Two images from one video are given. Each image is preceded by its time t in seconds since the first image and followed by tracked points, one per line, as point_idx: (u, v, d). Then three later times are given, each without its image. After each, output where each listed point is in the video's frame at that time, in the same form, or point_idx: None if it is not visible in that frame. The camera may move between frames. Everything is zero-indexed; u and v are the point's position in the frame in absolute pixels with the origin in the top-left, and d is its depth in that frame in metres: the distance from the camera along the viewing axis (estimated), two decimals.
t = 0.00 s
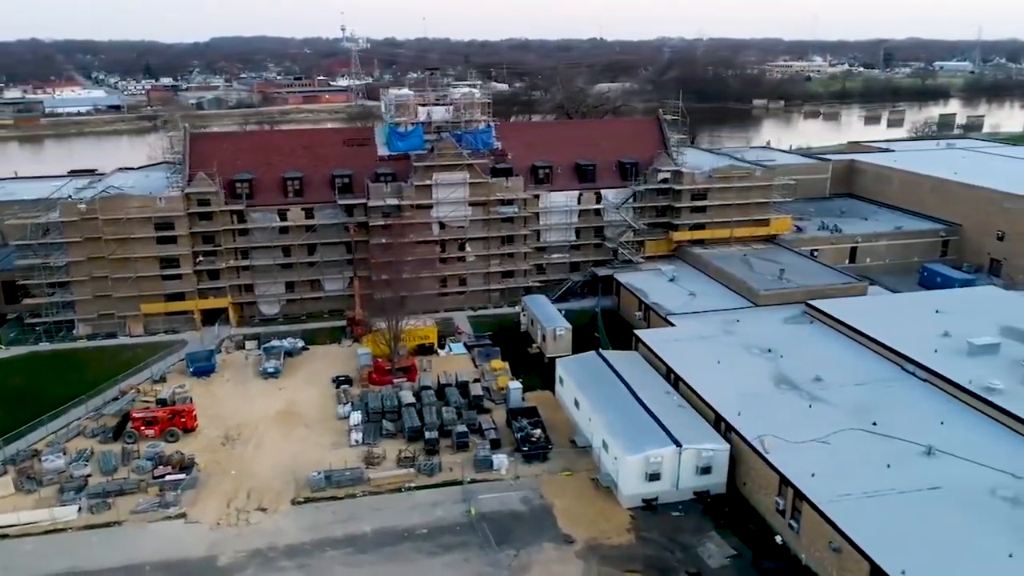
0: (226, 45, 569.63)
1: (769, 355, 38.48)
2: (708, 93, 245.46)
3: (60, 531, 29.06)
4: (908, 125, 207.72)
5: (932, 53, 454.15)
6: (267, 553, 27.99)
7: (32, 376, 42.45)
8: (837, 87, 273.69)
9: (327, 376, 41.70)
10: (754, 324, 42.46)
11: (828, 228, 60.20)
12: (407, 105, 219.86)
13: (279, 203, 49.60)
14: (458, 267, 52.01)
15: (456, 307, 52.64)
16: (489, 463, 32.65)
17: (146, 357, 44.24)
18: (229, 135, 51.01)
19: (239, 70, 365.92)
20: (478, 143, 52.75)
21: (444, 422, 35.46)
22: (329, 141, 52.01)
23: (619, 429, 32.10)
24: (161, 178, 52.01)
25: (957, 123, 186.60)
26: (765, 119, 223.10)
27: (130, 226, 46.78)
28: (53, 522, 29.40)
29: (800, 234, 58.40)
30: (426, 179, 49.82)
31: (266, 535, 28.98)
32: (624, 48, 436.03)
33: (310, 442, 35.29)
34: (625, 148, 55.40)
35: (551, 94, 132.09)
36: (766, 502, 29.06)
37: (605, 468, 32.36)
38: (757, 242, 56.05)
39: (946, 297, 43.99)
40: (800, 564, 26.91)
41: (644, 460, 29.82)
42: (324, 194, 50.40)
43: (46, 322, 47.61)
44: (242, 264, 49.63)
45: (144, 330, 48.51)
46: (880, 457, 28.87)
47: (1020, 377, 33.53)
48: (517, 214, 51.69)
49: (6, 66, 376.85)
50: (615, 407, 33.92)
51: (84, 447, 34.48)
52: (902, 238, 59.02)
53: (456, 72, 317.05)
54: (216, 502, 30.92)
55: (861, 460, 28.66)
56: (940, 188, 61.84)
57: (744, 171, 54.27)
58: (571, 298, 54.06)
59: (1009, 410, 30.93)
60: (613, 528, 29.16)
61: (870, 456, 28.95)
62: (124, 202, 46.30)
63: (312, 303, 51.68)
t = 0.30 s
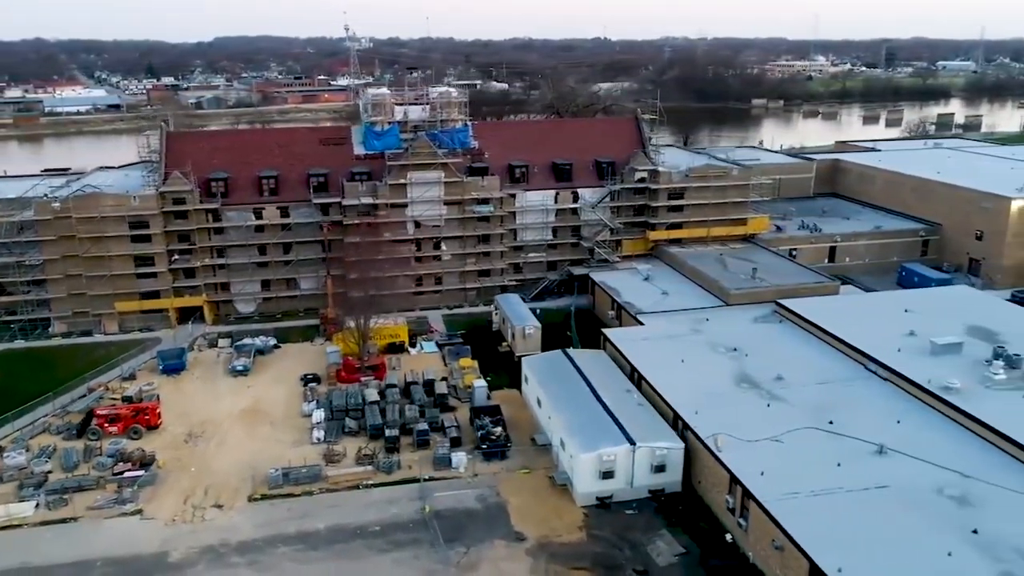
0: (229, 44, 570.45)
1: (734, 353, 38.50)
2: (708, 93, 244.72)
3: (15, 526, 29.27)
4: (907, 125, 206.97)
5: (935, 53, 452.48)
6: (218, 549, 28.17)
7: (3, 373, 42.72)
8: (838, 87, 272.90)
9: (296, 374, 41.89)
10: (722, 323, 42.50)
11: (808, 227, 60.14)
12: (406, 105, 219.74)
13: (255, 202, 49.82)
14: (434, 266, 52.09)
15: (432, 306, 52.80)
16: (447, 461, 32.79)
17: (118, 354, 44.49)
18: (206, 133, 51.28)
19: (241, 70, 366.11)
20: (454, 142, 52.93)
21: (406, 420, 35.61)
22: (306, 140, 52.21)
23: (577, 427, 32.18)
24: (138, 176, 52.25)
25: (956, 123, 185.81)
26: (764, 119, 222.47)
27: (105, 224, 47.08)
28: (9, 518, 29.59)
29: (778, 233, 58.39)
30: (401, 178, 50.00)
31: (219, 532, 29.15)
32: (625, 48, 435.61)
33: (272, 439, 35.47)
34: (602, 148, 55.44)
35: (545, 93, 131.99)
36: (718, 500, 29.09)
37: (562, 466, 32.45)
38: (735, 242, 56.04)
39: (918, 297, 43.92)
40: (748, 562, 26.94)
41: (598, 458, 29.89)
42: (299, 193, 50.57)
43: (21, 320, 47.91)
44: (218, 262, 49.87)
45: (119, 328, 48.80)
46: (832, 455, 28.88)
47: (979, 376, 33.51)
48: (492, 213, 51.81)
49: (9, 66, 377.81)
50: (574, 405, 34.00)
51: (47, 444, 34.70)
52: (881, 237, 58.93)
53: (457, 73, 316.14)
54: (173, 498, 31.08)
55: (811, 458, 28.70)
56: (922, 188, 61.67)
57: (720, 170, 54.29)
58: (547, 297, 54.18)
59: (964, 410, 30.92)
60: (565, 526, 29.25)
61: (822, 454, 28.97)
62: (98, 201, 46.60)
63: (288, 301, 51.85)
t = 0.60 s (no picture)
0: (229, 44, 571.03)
1: (697, 353, 38.49)
2: (704, 92, 244.18)
3: None
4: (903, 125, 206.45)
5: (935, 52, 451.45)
6: (167, 547, 28.24)
7: None
8: (835, 86, 272.32)
9: (261, 373, 41.96)
10: (688, 322, 42.51)
11: (785, 226, 60.11)
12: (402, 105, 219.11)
13: (227, 200, 49.88)
14: (407, 265, 52.10)
15: (405, 305, 52.86)
16: (403, 460, 32.86)
17: (87, 353, 44.59)
18: (179, 132, 51.41)
19: (239, 70, 365.16)
20: (429, 141, 52.61)
21: (365, 419, 35.66)
22: (279, 139, 52.30)
23: (531, 426, 32.17)
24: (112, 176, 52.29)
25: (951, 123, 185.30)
26: (761, 119, 221.65)
27: (75, 223, 47.19)
28: None
29: (755, 233, 58.34)
30: (372, 178, 49.98)
31: (170, 530, 29.22)
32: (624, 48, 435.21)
33: (232, 438, 35.55)
34: (577, 147, 55.45)
35: (536, 93, 131.84)
36: (667, 499, 29.09)
37: (517, 465, 32.45)
38: (710, 242, 56.01)
39: (885, 296, 43.86)
40: (693, 561, 26.96)
41: (549, 457, 29.89)
42: (272, 192, 50.59)
43: None
44: (190, 262, 49.95)
45: (90, 327, 48.91)
46: (781, 455, 28.87)
47: (935, 376, 33.50)
48: (465, 213, 51.84)
49: (7, 67, 375.30)
50: (532, 404, 34.00)
51: (6, 443, 34.78)
52: (858, 237, 58.85)
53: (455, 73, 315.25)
54: (127, 497, 31.17)
55: (760, 458, 28.70)
56: (900, 188, 61.57)
57: (694, 170, 54.25)
58: (520, 296, 54.20)
59: (916, 409, 30.92)
60: (515, 525, 29.28)
61: (771, 454, 28.97)
62: (69, 200, 46.71)
63: (261, 300, 51.91)
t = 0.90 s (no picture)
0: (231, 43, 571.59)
1: (662, 353, 38.38)
2: (702, 92, 243.73)
3: None
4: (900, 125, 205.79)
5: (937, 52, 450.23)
6: (116, 547, 28.22)
7: None
8: (834, 86, 271.72)
9: (229, 372, 41.95)
10: (656, 322, 42.40)
11: (764, 226, 59.90)
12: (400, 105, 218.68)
13: (200, 200, 49.91)
14: (381, 265, 52.02)
15: (380, 305, 52.80)
16: (361, 460, 32.81)
17: (57, 353, 44.64)
18: (153, 132, 51.53)
19: (240, 69, 365.12)
20: (404, 141, 52.75)
21: (325, 419, 35.61)
22: (254, 139, 52.41)
23: (487, 427, 32.07)
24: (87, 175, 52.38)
25: (948, 123, 184.66)
26: (758, 119, 221.13)
27: (48, 223, 47.25)
28: None
29: (733, 233, 58.17)
30: (345, 178, 49.93)
31: (122, 530, 29.21)
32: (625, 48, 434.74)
33: (193, 437, 35.53)
34: (552, 147, 55.49)
35: (529, 92, 131.61)
36: (619, 500, 29.00)
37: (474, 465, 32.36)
38: (687, 242, 55.83)
39: (856, 297, 43.72)
40: (641, 563, 26.86)
41: (502, 457, 29.77)
42: (246, 192, 50.60)
43: None
44: (164, 261, 49.97)
45: (63, 327, 48.98)
46: (733, 456, 28.75)
47: (895, 377, 33.35)
48: (440, 213, 51.76)
49: (7, 66, 375.60)
50: (490, 405, 33.91)
51: None
52: (837, 237, 58.65)
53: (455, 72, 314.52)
54: (82, 496, 31.18)
55: (712, 459, 28.58)
56: (881, 188, 61.31)
57: (671, 170, 54.10)
58: (496, 296, 54.12)
59: (872, 410, 30.77)
60: (467, 526, 29.21)
61: (724, 455, 28.85)
62: (41, 200, 46.79)
63: (235, 300, 51.88)
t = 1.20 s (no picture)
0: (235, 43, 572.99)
1: (630, 355, 38.14)
2: (702, 92, 243.13)
3: None
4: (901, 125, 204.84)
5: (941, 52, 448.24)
6: (68, 548, 28.12)
7: None
8: (836, 86, 270.73)
9: (198, 372, 41.87)
10: (627, 323, 42.17)
11: (746, 227, 59.57)
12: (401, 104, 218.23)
13: (176, 200, 49.78)
14: (358, 266, 51.93)
15: (357, 305, 52.73)
16: (320, 461, 32.67)
17: (29, 352, 44.67)
18: (131, 131, 51.38)
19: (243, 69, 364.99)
20: (382, 140, 52.50)
21: (288, 420, 35.48)
22: (231, 139, 52.32)
23: (446, 428, 31.89)
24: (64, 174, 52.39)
25: (948, 123, 183.68)
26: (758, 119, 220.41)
27: (22, 222, 47.27)
28: None
29: (715, 233, 57.88)
30: (321, 177, 49.85)
31: (74, 530, 29.12)
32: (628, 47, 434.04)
33: (156, 437, 35.45)
34: (532, 147, 55.19)
35: (524, 92, 131.35)
36: (573, 503, 28.78)
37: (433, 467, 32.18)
38: (667, 242, 55.53)
39: (830, 299, 43.46)
40: (591, 567, 26.64)
41: (457, 459, 29.57)
42: (222, 192, 50.50)
43: None
44: (140, 261, 49.94)
45: (38, 326, 49.05)
46: (688, 459, 28.49)
47: (860, 379, 33.01)
48: (418, 213, 51.62)
49: (11, 65, 376.74)
50: (451, 406, 33.72)
51: None
52: (820, 238, 58.29)
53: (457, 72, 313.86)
54: (38, 496, 31.12)
55: (667, 462, 28.33)
56: (865, 188, 60.88)
57: (650, 170, 53.82)
58: (474, 297, 53.98)
59: (833, 413, 30.47)
60: (421, 529, 29.03)
61: (679, 458, 28.60)
62: (15, 199, 46.81)
63: (212, 300, 51.83)
